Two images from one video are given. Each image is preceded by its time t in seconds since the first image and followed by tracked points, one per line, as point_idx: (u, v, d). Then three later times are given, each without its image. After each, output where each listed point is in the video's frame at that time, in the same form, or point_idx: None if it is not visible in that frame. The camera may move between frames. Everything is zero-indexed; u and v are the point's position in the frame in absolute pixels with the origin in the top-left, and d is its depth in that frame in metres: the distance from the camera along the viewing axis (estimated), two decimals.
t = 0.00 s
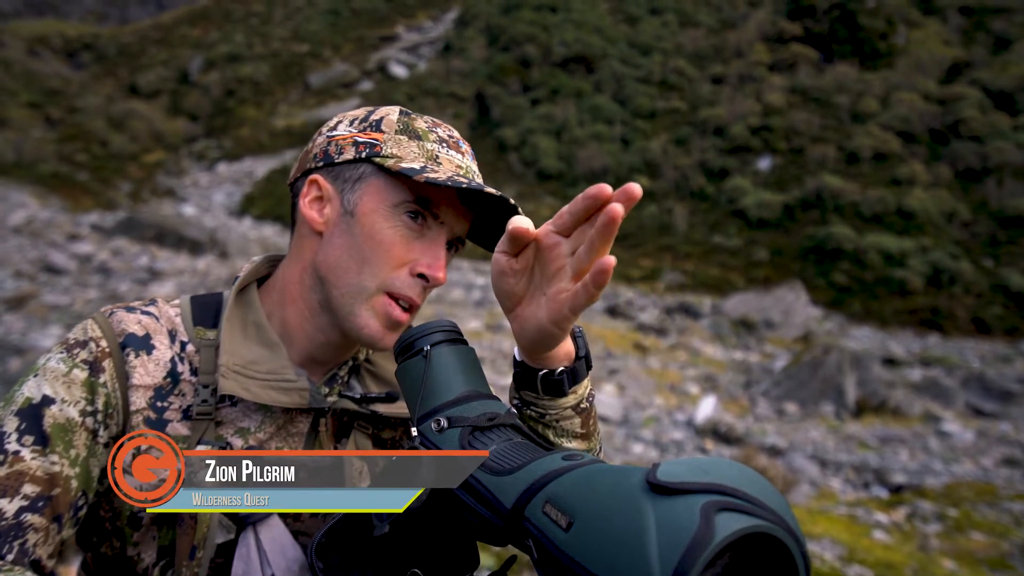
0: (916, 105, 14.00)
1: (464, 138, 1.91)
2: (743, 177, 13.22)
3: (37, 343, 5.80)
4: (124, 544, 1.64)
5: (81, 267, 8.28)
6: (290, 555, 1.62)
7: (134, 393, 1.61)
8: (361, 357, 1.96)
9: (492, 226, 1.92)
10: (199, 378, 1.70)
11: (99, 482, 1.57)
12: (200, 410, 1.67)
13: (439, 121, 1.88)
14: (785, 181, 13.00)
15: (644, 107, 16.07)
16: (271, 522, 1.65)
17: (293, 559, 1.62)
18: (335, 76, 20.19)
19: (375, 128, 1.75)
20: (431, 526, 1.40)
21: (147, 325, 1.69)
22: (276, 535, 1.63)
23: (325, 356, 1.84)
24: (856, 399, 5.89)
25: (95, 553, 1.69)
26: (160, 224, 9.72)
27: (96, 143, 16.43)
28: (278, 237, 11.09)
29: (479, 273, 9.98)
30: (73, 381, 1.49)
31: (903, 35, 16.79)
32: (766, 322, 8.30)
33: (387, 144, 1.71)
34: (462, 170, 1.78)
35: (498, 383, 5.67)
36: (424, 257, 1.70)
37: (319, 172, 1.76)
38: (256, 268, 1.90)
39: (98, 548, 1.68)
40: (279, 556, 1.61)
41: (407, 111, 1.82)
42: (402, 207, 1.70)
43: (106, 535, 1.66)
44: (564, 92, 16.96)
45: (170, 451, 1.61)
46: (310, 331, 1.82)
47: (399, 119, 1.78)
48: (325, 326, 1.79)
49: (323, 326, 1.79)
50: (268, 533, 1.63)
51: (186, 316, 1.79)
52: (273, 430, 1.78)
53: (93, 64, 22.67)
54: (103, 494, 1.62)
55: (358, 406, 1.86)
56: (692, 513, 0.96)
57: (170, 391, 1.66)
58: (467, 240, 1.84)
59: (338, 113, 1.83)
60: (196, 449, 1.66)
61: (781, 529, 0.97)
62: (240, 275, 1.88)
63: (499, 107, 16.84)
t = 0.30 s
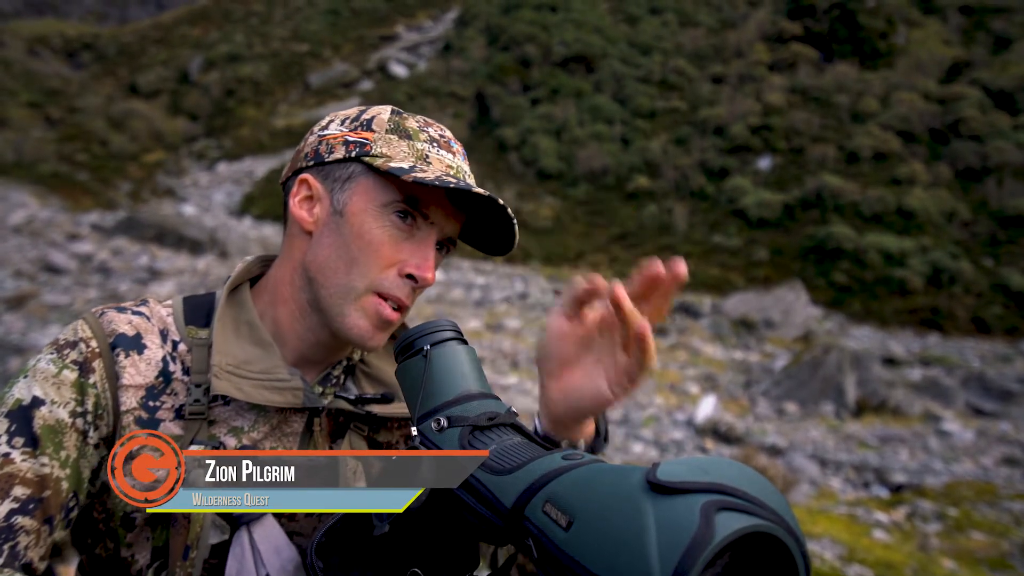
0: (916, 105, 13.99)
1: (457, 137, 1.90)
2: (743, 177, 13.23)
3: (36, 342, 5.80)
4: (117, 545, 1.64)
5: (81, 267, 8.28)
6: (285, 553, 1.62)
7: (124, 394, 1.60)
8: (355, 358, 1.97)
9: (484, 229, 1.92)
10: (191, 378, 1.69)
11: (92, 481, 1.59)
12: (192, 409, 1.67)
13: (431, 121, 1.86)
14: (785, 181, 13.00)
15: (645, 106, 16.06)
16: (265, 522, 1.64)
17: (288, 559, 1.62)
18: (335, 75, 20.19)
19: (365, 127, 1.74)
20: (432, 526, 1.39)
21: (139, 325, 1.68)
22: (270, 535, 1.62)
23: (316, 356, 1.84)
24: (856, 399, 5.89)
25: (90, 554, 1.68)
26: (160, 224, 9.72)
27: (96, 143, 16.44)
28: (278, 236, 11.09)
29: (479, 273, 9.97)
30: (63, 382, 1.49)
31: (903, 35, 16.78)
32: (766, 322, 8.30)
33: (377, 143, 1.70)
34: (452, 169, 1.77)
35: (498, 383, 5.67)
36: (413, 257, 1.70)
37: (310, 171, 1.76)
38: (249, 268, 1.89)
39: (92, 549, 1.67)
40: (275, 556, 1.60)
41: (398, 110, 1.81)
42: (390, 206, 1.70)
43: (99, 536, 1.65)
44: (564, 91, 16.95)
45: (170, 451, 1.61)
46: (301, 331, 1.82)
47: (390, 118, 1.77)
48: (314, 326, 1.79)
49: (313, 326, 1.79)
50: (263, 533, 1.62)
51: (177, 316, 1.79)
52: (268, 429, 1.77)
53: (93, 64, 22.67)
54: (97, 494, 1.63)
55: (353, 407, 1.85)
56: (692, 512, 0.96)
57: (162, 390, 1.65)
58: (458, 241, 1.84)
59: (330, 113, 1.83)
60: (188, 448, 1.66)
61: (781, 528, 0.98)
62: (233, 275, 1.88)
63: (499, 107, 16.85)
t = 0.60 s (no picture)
0: (916, 105, 13.98)
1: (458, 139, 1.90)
2: (743, 176, 13.22)
3: (36, 342, 5.79)
4: (119, 552, 1.61)
5: (81, 266, 8.27)
6: (289, 562, 1.63)
7: (125, 402, 1.58)
8: (364, 370, 1.96)
9: (488, 232, 1.92)
10: (195, 386, 1.67)
11: (92, 489, 1.57)
12: (197, 419, 1.65)
13: (432, 122, 1.86)
14: (785, 180, 12.99)
15: (645, 105, 16.05)
16: (271, 532, 1.66)
17: (293, 567, 1.63)
18: (335, 74, 20.18)
19: (365, 129, 1.73)
20: (433, 528, 1.40)
21: (141, 331, 1.65)
22: (276, 544, 1.64)
23: (320, 362, 1.84)
24: (857, 399, 5.89)
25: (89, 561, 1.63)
26: (160, 223, 9.73)
27: (96, 142, 16.43)
28: (278, 236, 11.09)
29: (479, 273, 9.96)
30: (62, 390, 1.47)
31: (903, 34, 16.76)
32: (766, 322, 8.29)
33: (378, 146, 1.70)
34: (454, 172, 1.77)
35: (498, 382, 5.66)
36: (417, 262, 1.69)
37: (310, 177, 1.76)
38: (252, 273, 1.88)
39: (92, 556, 1.63)
40: (279, 565, 1.61)
41: (399, 111, 1.80)
42: (393, 211, 1.69)
43: (100, 543, 1.62)
44: (564, 91, 16.95)
45: (170, 450, 1.62)
46: (304, 337, 1.81)
47: (391, 120, 1.77)
48: (318, 332, 1.78)
49: (317, 332, 1.79)
50: (268, 543, 1.64)
51: (181, 321, 1.76)
52: (272, 438, 1.77)
53: (93, 63, 22.66)
54: (97, 501, 1.59)
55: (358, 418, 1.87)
56: (692, 513, 0.96)
57: (165, 398, 1.63)
58: (463, 244, 1.83)
59: (330, 116, 1.82)
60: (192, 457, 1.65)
61: (782, 529, 0.97)
62: (236, 280, 1.87)
63: (499, 106, 16.84)
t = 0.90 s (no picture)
0: (916, 104, 13.98)
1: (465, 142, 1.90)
2: (743, 176, 13.23)
3: (35, 341, 5.79)
4: (122, 553, 1.62)
5: (81, 265, 8.26)
6: (293, 565, 1.60)
7: (129, 403, 1.58)
8: (367, 371, 1.97)
9: (494, 235, 1.92)
10: (199, 387, 1.68)
11: (93, 489, 1.56)
12: (201, 420, 1.65)
13: (440, 124, 1.86)
14: (785, 180, 12.99)
15: (645, 105, 16.04)
16: (276, 534, 1.63)
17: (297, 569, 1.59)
18: (335, 74, 20.18)
19: (373, 131, 1.74)
20: (434, 529, 1.40)
21: (144, 332, 1.65)
22: (280, 546, 1.61)
23: (325, 364, 1.84)
24: (856, 399, 5.90)
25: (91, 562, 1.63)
26: (161, 223, 9.74)
27: (96, 142, 16.44)
28: (278, 235, 11.08)
29: (479, 272, 9.96)
30: (66, 390, 1.47)
31: (903, 34, 16.75)
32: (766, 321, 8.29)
33: (385, 149, 1.70)
34: (461, 175, 1.77)
35: (498, 382, 5.67)
36: (423, 266, 1.69)
37: (317, 178, 1.76)
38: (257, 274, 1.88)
39: (93, 557, 1.63)
40: (283, 567, 1.58)
41: (406, 114, 1.81)
42: (399, 213, 1.69)
43: (102, 543, 1.62)
44: (564, 91, 16.94)
45: (171, 451, 1.61)
46: (309, 339, 1.81)
47: (398, 122, 1.77)
48: (323, 334, 1.78)
49: (322, 334, 1.79)
50: (272, 545, 1.61)
51: (185, 322, 1.76)
52: (276, 440, 1.77)
53: (93, 62, 22.66)
54: (100, 501, 1.60)
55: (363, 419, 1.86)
56: (692, 512, 0.96)
57: (170, 399, 1.64)
58: (469, 247, 1.83)
59: (338, 117, 1.82)
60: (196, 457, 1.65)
61: (782, 529, 0.98)
62: (241, 281, 1.87)
63: (498, 106, 16.84)
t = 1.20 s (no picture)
0: (916, 104, 13.99)
1: (455, 134, 1.88)
2: (743, 176, 13.23)
3: (35, 341, 5.77)
4: (120, 552, 1.61)
5: (80, 265, 8.25)
6: (290, 565, 1.63)
7: (125, 402, 1.58)
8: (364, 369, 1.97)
9: (489, 226, 1.91)
10: (196, 386, 1.67)
11: (92, 489, 1.56)
12: (198, 419, 1.65)
13: (429, 118, 1.85)
14: (785, 180, 12.99)
15: (645, 105, 16.04)
16: (271, 533, 1.66)
17: (294, 568, 1.63)
18: (334, 74, 20.19)
19: (362, 127, 1.73)
20: (433, 528, 1.40)
21: (141, 331, 1.65)
22: (276, 545, 1.64)
23: (321, 361, 1.84)
24: (856, 399, 5.91)
25: (89, 561, 1.63)
26: (160, 223, 9.73)
27: (96, 142, 16.44)
28: (278, 235, 11.08)
29: (479, 272, 9.95)
30: (63, 390, 1.47)
31: (903, 34, 16.75)
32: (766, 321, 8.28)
33: (374, 143, 1.70)
34: (451, 166, 1.76)
35: (498, 382, 5.66)
36: (416, 258, 1.69)
37: (308, 177, 1.76)
38: (253, 273, 1.88)
39: (93, 555, 1.63)
40: (280, 565, 1.62)
41: (395, 109, 1.80)
42: (390, 207, 1.69)
43: (101, 542, 1.62)
44: (564, 90, 16.94)
45: (170, 451, 1.61)
46: (305, 336, 1.81)
47: (387, 117, 1.76)
48: (318, 331, 1.78)
49: (317, 331, 1.79)
50: (269, 544, 1.64)
51: (182, 322, 1.75)
52: (273, 438, 1.76)
53: (93, 62, 22.65)
54: (98, 501, 1.59)
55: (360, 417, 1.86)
56: (691, 512, 0.96)
57: (166, 398, 1.63)
58: (463, 239, 1.82)
59: (327, 116, 1.82)
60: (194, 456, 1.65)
61: (782, 529, 0.98)
62: (237, 280, 1.87)
63: (498, 105, 16.84)
